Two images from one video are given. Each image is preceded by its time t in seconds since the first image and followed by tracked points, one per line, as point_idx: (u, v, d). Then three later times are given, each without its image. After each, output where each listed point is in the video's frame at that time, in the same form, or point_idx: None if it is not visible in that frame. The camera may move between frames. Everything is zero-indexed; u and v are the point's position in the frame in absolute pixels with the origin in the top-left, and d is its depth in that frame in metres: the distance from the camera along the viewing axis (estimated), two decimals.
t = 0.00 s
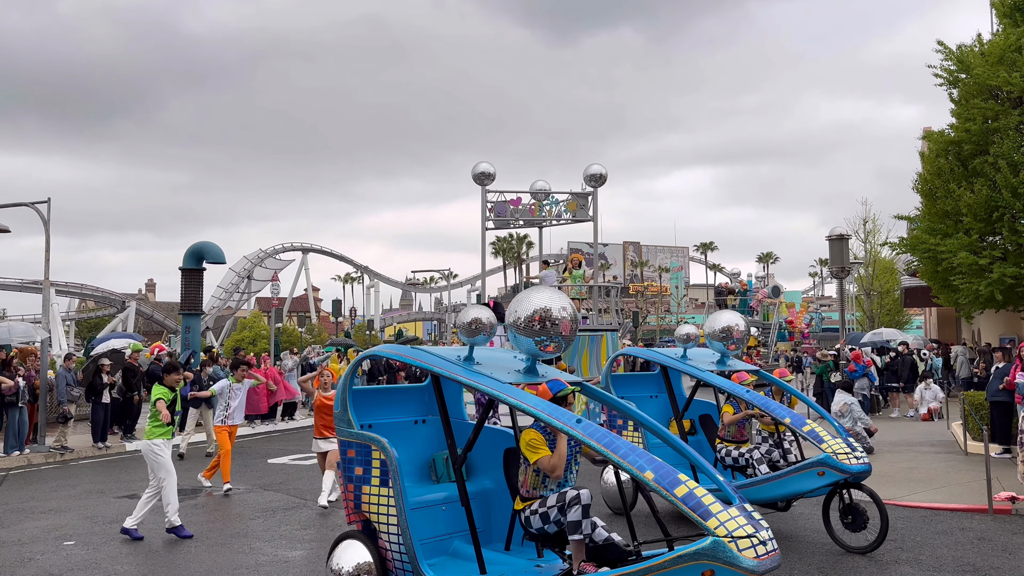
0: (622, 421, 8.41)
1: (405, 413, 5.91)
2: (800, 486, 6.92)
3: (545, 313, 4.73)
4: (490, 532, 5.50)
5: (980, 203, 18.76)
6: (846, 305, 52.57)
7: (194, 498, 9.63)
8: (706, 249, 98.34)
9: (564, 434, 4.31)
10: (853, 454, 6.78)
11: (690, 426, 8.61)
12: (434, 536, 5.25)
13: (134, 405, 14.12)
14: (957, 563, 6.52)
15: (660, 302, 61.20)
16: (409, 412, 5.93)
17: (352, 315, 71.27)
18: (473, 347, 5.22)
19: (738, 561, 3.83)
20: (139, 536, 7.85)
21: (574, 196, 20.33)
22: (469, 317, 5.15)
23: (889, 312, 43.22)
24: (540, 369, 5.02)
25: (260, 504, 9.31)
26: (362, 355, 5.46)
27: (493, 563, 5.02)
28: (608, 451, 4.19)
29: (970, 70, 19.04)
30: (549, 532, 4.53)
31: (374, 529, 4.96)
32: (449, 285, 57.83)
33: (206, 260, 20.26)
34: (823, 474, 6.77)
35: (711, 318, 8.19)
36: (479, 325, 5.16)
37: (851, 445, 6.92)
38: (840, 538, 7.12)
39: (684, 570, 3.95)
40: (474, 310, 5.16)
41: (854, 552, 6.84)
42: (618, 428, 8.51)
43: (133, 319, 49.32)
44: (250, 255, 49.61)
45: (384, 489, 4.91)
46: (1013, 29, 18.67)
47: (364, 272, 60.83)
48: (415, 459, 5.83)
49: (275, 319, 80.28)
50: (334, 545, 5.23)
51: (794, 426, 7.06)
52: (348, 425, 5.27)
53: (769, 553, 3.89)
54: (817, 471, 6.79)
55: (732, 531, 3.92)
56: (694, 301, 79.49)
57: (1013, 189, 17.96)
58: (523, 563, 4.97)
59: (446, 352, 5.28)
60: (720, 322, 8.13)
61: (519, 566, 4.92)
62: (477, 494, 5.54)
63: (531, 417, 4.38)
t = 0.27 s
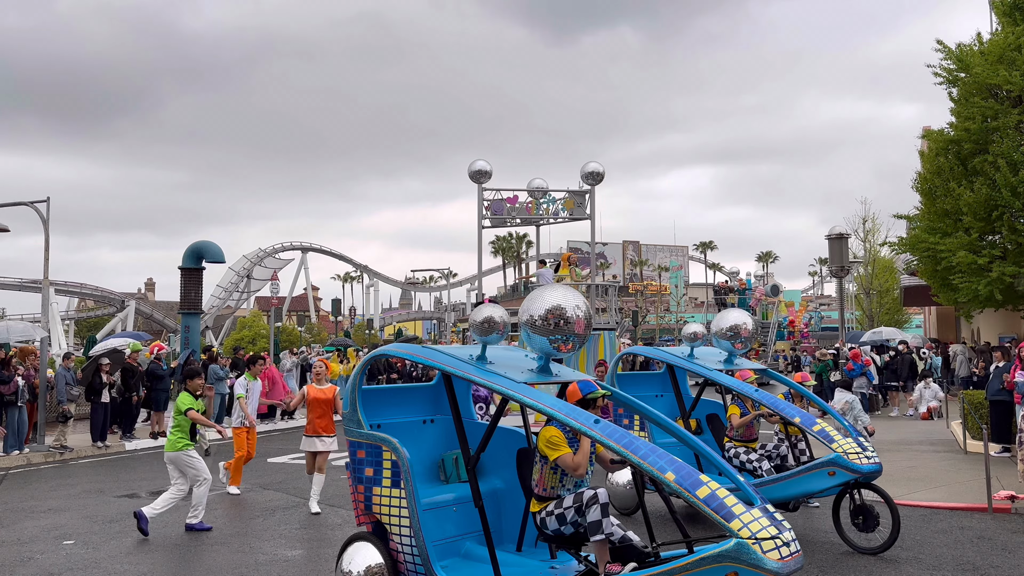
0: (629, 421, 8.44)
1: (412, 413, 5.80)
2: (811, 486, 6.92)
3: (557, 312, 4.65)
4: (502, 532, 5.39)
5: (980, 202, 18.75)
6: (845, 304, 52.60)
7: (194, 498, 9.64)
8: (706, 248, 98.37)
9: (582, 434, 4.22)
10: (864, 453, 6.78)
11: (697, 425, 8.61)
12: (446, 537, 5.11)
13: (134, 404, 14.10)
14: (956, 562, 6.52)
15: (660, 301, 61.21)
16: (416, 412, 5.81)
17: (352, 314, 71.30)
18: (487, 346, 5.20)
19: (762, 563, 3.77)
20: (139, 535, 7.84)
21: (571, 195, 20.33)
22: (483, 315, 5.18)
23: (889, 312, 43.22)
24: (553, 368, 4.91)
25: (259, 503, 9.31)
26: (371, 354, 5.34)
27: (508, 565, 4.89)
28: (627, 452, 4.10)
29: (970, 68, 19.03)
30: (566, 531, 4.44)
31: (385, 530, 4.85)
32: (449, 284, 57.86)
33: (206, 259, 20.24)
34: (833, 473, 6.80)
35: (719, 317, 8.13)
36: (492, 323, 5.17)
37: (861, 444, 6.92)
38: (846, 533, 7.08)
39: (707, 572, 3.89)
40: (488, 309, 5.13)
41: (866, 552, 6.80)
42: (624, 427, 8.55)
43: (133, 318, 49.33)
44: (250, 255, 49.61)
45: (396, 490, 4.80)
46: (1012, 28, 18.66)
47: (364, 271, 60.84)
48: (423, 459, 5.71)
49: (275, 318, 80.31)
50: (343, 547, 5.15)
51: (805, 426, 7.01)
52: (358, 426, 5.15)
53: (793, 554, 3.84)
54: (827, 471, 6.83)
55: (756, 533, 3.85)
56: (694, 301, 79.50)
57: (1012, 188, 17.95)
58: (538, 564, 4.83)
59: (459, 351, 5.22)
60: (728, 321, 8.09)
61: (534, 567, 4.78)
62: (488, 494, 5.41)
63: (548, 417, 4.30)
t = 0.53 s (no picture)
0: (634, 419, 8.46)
1: (420, 412, 5.73)
2: (821, 486, 6.90)
3: (573, 309, 4.59)
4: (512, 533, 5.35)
5: (980, 201, 18.74)
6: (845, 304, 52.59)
7: (194, 497, 9.64)
8: (706, 247, 98.39)
9: (599, 434, 4.15)
10: (874, 453, 6.75)
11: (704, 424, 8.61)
12: (457, 539, 5.02)
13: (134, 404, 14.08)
14: (956, 561, 6.52)
15: (659, 300, 61.21)
16: (425, 411, 5.74)
17: (352, 313, 71.29)
18: (499, 344, 5.18)
19: (784, 565, 3.69)
20: (139, 534, 7.83)
21: (569, 193, 20.33)
22: (496, 314, 5.14)
23: (889, 311, 43.22)
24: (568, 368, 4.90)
25: (259, 502, 9.29)
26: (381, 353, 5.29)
27: (520, 565, 4.80)
28: (646, 451, 4.03)
29: (970, 67, 19.03)
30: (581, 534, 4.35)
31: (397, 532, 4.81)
32: (448, 283, 57.84)
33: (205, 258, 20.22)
34: (844, 473, 6.79)
35: (727, 315, 8.19)
36: (505, 322, 5.13)
37: (871, 444, 6.90)
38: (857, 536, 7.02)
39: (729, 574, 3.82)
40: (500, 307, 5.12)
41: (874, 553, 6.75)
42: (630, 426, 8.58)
43: (132, 317, 49.34)
44: (249, 254, 49.57)
45: (407, 491, 4.77)
46: (1012, 27, 18.67)
47: (364, 270, 60.81)
48: (432, 459, 5.65)
49: (274, 317, 80.24)
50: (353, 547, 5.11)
51: (815, 425, 6.95)
52: (368, 426, 5.12)
53: (816, 556, 3.76)
54: (838, 471, 6.81)
55: (778, 534, 3.78)
56: (694, 300, 79.49)
57: (1012, 187, 17.95)
58: (551, 565, 4.73)
59: (471, 350, 5.17)
60: (736, 319, 8.11)
61: (548, 568, 4.67)
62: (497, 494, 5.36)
63: (564, 417, 4.23)
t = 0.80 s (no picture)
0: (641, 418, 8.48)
1: (427, 411, 5.67)
2: (834, 486, 6.88)
3: (586, 306, 4.59)
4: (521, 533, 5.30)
5: (980, 200, 18.72)
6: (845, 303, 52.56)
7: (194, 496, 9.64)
8: (706, 246, 98.40)
9: (616, 434, 4.09)
10: (887, 453, 6.71)
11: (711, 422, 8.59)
12: (466, 540, 4.96)
13: (133, 403, 14.06)
14: (956, 560, 6.52)
15: (659, 299, 61.19)
16: (432, 410, 5.68)
17: (352, 312, 71.24)
18: (510, 344, 5.13)
19: (807, 566, 3.68)
20: (139, 533, 7.82)
21: (566, 191, 20.29)
22: (508, 313, 5.12)
23: (888, 310, 43.20)
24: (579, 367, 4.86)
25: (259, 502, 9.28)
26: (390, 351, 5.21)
27: (533, 566, 4.75)
28: (665, 453, 3.98)
29: (970, 66, 19.01)
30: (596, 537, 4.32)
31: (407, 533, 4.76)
32: (448, 282, 57.78)
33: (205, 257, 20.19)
34: (856, 474, 6.77)
35: (736, 314, 8.13)
36: (518, 321, 5.11)
37: (884, 443, 6.85)
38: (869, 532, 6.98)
39: None
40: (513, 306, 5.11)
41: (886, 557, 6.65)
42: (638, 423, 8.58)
43: (132, 316, 49.31)
44: (249, 253, 49.54)
45: (418, 491, 4.71)
46: (1012, 26, 18.65)
47: (364, 269, 60.78)
48: (440, 457, 5.59)
49: (273, 316, 80.15)
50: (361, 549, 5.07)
51: (826, 425, 6.87)
52: (377, 425, 5.05)
53: (836, 556, 3.75)
54: (850, 471, 6.80)
55: (799, 534, 3.76)
56: (694, 300, 79.47)
57: (1012, 186, 17.94)
58: (564, 567, 4.67)
59: (481, 349, 5.11)
60: (745, 317, 8.07)
61: (560, 570, 4.62)
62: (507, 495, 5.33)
63: (580, 417, 4.16)
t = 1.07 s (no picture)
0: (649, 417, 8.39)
1: (435, 410, 5.60)
2: (847, 486, 6.87)
3: (595, 304, 4.57)
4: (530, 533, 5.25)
5: (980, 200, 18.70)
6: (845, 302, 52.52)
7: (194, 495, 9.64)
8: (706, 245, 98.36)
9: (632, 434, 4.04)
10: (902, 453, 6.66)
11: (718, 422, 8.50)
12: (477, 541, 4.94)
13: (133, 402, 14.05)
14: (958, 559, 6.52)
15: (659, 298, 61.09)
16: (439, 410, 5.62)
17: (352, 311, 71.22)
18: (523, 342, 5.18)
19: (827, 566, 3.66)
20: (138, 532, 7.82)
21: (564, 190, 20.21)
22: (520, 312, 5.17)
23: (889, 310, 43.19)
24: (592, 367, 4.84)
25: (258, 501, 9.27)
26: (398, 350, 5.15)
27: (544, 567, 4.73)
28: (683, 453, 3.95)
29: (970, 66, 19.00)
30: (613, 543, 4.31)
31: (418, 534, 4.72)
32: (447, 281, 57.75)
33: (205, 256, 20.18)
34: (870, 474, 6.75)
35: (746, 311, 8.16)
36: (531, 320, 5.16)
37: (898, 443, 6.81)
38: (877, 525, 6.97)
39: None
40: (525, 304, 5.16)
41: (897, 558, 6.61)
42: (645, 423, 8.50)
43: (132, 315, 49.29)
44: (249, 252, 49.53)
45: (428, 492, 4.67)
46: (1012, 25, 18.64)
47: (364, 269, 60.75)
48: (449, 457, 5.53)
49: (273, 315, 80.13)
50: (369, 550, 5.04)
51: (840, 425, 6.80)
52: (386, 425, 5.00)
53: (856, 557, 3.74)
54: (865, 471, 6.77)
55: (819, 535, 3.74)
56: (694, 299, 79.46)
57: (1013, 185, 17.93)
58: (576, 568, 4.64)
59: (493, 348, 5.08)
60: (754, 316, 8.10)
61: (573, 571, 4.59)
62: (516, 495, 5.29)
63: (596, 417, 4.12)
